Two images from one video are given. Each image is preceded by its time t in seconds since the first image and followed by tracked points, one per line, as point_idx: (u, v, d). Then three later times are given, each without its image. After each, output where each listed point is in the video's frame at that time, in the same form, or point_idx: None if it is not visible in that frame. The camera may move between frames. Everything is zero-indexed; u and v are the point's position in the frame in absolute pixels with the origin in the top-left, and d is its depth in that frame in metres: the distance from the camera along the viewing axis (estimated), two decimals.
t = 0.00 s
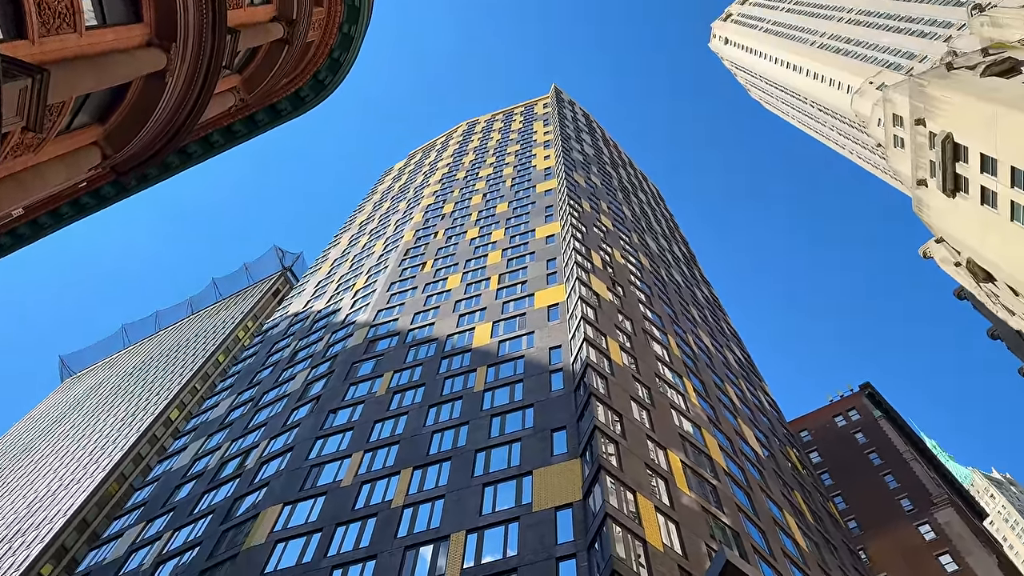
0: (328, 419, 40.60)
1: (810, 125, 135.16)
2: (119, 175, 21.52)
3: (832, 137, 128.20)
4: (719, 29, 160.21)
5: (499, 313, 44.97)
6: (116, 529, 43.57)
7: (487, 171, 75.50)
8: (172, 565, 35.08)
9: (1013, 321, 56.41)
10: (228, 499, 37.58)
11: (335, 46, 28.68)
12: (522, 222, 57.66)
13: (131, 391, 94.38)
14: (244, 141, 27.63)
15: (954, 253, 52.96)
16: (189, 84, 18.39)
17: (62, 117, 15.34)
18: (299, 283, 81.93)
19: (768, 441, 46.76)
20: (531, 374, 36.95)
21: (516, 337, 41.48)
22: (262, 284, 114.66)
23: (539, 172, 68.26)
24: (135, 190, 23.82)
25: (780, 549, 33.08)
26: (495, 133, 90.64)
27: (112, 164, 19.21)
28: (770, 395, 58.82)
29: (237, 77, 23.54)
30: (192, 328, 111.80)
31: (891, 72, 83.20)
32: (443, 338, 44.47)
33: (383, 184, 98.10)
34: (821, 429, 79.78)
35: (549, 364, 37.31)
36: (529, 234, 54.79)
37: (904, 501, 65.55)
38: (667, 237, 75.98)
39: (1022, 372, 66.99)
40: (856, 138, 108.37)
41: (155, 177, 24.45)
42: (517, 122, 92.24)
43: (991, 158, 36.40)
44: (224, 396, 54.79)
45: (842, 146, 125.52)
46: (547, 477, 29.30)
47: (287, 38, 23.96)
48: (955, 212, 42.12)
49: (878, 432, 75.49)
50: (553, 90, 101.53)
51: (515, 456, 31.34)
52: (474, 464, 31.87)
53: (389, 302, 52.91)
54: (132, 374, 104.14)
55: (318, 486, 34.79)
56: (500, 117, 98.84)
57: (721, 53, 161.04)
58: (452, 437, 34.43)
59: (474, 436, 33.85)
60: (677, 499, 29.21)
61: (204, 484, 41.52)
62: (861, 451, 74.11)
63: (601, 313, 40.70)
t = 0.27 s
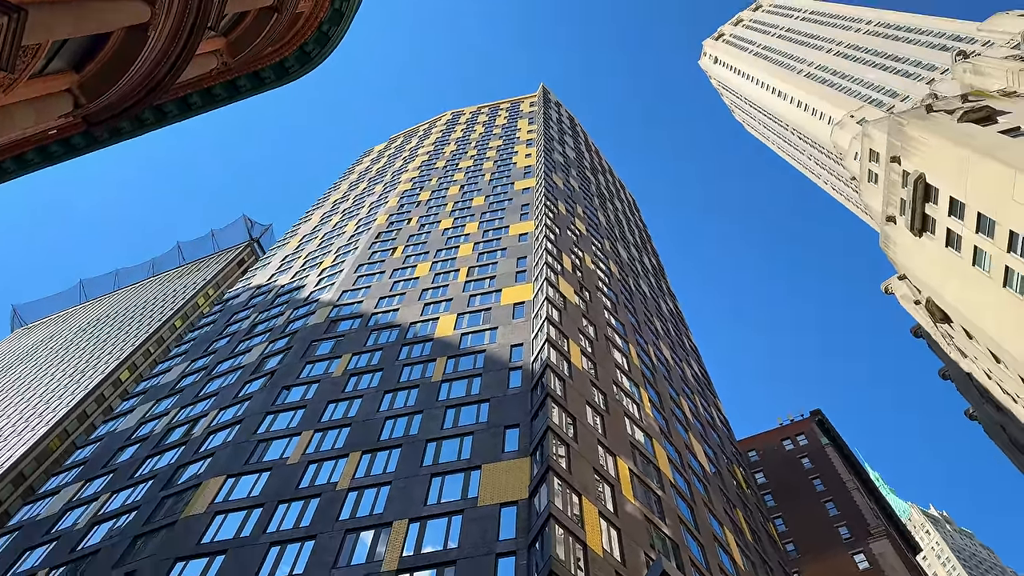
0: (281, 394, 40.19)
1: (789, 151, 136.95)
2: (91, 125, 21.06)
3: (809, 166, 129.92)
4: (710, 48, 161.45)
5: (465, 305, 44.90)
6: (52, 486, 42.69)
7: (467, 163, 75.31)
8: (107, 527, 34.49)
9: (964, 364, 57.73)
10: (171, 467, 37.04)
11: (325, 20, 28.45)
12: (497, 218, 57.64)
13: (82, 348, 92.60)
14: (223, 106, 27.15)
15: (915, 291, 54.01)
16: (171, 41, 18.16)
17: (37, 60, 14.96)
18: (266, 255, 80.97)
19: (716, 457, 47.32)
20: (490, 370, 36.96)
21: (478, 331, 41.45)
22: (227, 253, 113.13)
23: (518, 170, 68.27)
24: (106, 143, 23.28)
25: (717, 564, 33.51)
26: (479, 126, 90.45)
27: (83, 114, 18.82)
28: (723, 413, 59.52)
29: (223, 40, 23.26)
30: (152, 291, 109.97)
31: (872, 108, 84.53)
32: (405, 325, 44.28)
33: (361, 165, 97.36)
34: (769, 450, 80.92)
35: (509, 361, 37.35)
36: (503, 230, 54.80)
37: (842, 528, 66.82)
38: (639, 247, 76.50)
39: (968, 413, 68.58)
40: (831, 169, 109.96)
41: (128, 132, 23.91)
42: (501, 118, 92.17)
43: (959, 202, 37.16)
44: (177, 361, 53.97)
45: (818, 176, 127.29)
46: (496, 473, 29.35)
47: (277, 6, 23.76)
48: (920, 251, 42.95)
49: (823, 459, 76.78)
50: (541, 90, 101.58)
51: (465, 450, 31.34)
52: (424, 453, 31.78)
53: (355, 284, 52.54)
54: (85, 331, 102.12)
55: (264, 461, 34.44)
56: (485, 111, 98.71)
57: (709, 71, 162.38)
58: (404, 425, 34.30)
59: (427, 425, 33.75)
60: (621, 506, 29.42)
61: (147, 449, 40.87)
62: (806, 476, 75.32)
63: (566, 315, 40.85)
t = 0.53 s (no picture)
0: (235, 365, 39.62)
1: (765, 176, 138.60)
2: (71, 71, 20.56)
3: (783, 193, 131.48)
4: (699, 66, 162.68)
5: (431, 295, 44.70)
6: None
7: (448, 153, 75.02)
8: (42, 483, 33.73)
9: (913, 401, 58.94)
10: (115, 428, 36.34)
11: None
12: (472, 211, 57.50)
13: (35, 299, 90.45)
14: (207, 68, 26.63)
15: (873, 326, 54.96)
16: None
17: None
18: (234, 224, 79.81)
19: (664, 470, 47.73)
20: (449, 362, 36.85)
21: (442, 322, 41.31)
22: (195, 218, 111.34)
23: (498, 165, 68.19)
24: (81, 92, 22.66)
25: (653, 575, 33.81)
26: (463, 117, 90.17)
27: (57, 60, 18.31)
28: (675, 427, 60.07)
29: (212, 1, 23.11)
30: (113, 248, 107.80)
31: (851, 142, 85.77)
32: (369, 309, 43.96)
33: (340, 143, 96.45)
34: (716, 467, 81.90)
35: (470, 355, 37.28)
36: (477, 224, 54.69)
37: (779, 550, 68.00)
38: (610, 255, 76.88)
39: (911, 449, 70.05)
40: (805, 198, 111.39)
41: (106, 83, 23.31)
42: (486, 112, 91.97)
43: (925, 244, 37.87)
44: (132, 322, 52.94)
45: (791, 204, 128.88)
46: (444, 465, 29.28)
47: None
48: (882, 287, 43.70)
49: (768, 480, 77.91)
50: (529, 88, 101.53)
51: (416, 439, 31.22)
52: (374, 439, 31.59)
53: (322, 262, 52.01)
54: (39, 282, 99.75)
55: (211, 431, 33.95)
56: (471, 103, 98.43)
57: (696, 88, 163.58)
58: (358, 409, 34.05)
59: (380, 411, 33.55)
60: (565, 509, 29.53)
61: (92, 408, 40.05)
62: (749, 496, 76.37)
63: (530, 315, 40.87)
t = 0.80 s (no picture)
0: (191, 331, 38.98)
1: (740, 198, 140.14)
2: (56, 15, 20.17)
3: (755, 217, 133.10)
4: (687, 83, 163.97)
5: (397, 281, 44.43)
6: None
7: (430, 141, 74.67)
8: None
9: (860, 434, 60.05)
10: (61, 383, 35.54)
11: None
12: (448, 201, 57.30)
13: None
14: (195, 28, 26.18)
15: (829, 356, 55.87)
16: None
17: None
18: (205, 189, 78.54)
19: (611, 477, 47.99)
20: (409, 350, 36.68)
21: (406, 309, 41.09)
22: (166, 178, 109.33)
23: (479, 159, 68.04)
24: (62, 38, 22.12)
25: None
26: (449, 107, 89.81)
27: (42, 1, 21.09)
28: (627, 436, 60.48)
29: None
30: (78, 200, 105.50)
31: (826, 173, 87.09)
32: (333, 289, 43.57)
33: (322, 119, 95.49)
34: (662, 480, 82.64)
35: (431, 345, 37.15)
36: (451, 215, 54.50)
37: (715, 568, 68.93)
38: (580, 259, 77.15)
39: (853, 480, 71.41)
40: (776, 224, 112.84)
41: (89, 32, 22.80)
42: (472, 104, 91.73)
43: (887, 281, 38.61)
44: (89, 277, 51.83)
45: (762, 228, 130.52)
46: (393, 452, 29.14)
47: None
48: (841, 319, 44.41)
49: (711, 497, 78.80)
50: (517, 85, 101.48)
51: (368, 424, 31.03)
52: (325, 420, 31.31)
53: (291, 236, 51.41)
54: None
55: (160, 395, 33.37)
56: (458, 93, 98.10)
57: (681, 105, 164.86)
58: (312, 388, 33.73)
59: (334, 392, 33.28)
60: (509, 507, 29.55)
61: (39, 360, 39.12)
62: (691, 510, 77.18)
63: (495, 311, 40.82)
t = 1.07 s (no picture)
0: (150, 293, 38.27)
1: (713, 218, 141.55)
2: None
3: (726, 237, 134.52)
4: (672, 97, 165.13)
5: (366, 264, 44.09)
6: None
7: (412, 127, 74.23)
8: None
9: (806, 460, 61.06)
10: (10, 332, 34.66)
11: None
12: (425, 189, 57.01)
13: None
14: None
15: (784, 381, 56.69)
16: None
17: None
18: (179, 150, 77.14)
19: (559, 479, 48.16)
20: (371, 334, 36.43)
21: (371, 292, 40.79)
22: (140, 136, 107.25)
23: (460, 151, 67.81)
24: None
25: None
26: (435, 95, 89.35)
27: None
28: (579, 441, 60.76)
29: None
30: (47, 148, 103.02)
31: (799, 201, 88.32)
32: (300, 265, 43.10)
33: (305, 93, 94.40)
34: (609, 487, 83.25)
35: (393, 331, 36.95)
36: (426, 203, 54.24)
37: None
38: (551, 261, 77.29)
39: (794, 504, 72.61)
40: (745, 246, 114.14)
41: None
42: (459, 95, 91.39)
43: (847, 313, 39.29)
44: (51, 228, 50.60)
45: (731, 248, 132.02)
46: (344, 435, 28.94)
47: None
48: (799, 346, 45.06)
49: (655, 507, 79.49)
50: (505, 81, 101.31)
51: (321, 405, 30.76)
52: (278, 396, 30.96)
53: (262, 208, 50.71)
54: None
55: (111, 355, 32.70)
56: (445, 82, 97.64)
57: (665, 118, 166.00)
58: (268, 362, 33.33)
59: (290, 369, 32.91)
60: (455, 501, 29.53)
61: None
62: (634, 519, 77.80)
63: (461, 304, 40.71)
